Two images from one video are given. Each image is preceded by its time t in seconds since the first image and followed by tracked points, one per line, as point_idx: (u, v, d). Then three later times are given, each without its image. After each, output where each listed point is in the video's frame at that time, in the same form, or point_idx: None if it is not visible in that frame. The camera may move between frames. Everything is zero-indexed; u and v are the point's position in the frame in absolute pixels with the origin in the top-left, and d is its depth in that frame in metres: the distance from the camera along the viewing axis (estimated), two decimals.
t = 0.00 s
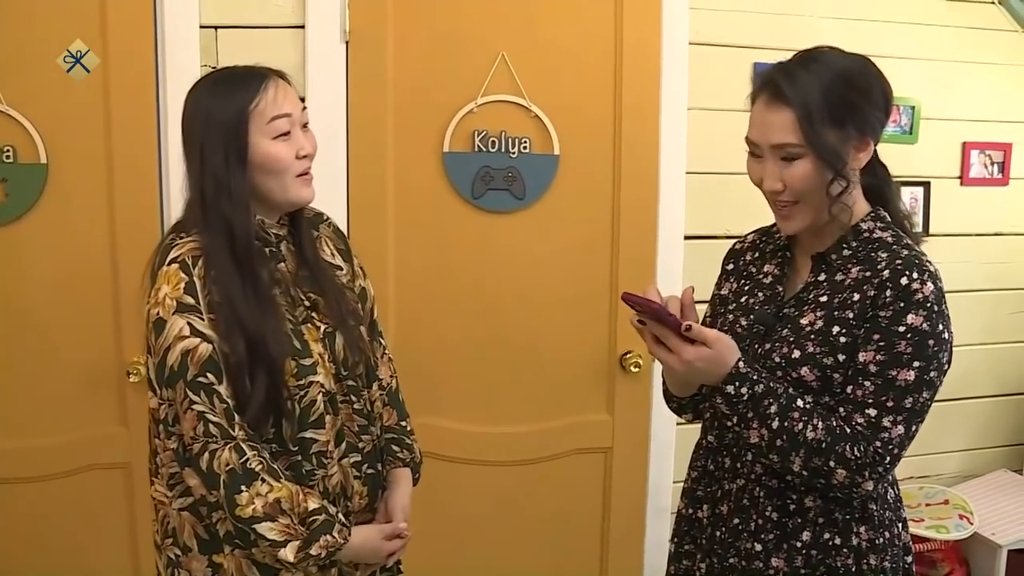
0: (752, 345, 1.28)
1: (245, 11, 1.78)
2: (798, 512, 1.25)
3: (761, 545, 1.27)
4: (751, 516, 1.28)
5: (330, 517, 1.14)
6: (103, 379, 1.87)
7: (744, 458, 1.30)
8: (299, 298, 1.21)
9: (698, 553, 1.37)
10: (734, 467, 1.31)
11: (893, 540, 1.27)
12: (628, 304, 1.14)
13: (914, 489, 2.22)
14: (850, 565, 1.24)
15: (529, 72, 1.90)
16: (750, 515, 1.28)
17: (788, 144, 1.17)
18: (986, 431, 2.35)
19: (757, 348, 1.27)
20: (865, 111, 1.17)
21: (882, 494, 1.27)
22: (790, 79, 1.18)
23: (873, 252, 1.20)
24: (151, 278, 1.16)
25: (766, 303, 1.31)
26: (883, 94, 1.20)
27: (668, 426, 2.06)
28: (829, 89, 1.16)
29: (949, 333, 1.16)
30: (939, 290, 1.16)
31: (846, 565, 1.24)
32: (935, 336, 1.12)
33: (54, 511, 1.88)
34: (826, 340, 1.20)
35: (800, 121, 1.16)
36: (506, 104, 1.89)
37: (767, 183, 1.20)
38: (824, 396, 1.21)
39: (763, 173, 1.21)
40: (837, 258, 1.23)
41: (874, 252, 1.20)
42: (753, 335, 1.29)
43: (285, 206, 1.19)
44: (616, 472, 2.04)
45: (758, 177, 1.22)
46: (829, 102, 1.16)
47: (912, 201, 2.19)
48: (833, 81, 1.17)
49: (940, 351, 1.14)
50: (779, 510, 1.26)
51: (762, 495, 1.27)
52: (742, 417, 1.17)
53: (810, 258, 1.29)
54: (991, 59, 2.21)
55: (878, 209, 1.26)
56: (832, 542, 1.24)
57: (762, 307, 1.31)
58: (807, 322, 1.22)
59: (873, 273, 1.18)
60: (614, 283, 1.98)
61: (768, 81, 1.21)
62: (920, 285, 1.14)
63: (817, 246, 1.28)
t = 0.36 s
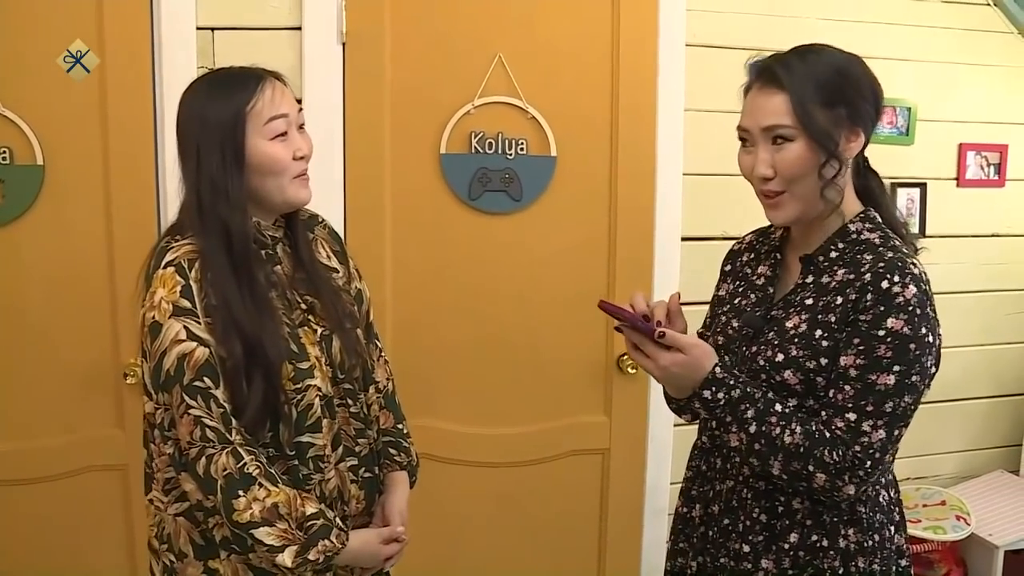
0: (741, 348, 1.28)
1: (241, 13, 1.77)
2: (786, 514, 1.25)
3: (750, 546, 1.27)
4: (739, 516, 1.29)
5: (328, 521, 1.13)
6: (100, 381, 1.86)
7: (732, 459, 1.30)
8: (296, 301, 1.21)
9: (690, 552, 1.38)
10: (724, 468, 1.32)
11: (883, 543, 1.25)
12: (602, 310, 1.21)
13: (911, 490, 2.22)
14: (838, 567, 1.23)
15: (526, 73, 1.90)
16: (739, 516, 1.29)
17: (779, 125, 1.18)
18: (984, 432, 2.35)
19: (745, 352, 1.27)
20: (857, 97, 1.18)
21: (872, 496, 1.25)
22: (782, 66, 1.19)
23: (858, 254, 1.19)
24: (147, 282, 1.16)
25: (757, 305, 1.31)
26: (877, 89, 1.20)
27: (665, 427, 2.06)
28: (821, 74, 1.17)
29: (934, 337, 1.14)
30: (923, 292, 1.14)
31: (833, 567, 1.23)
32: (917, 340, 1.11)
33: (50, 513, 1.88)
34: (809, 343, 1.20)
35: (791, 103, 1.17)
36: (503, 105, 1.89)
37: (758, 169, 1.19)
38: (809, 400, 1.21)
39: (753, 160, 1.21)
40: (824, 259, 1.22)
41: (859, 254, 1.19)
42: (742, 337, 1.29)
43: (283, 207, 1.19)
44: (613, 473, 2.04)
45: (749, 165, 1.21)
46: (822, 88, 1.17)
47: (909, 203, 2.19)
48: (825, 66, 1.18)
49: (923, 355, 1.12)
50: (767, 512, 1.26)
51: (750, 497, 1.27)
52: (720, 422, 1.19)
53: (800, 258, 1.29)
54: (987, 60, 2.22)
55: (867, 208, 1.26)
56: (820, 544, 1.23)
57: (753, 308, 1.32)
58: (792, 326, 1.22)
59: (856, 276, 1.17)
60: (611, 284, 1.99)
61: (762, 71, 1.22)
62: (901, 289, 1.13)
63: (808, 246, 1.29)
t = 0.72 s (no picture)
0: (735, 349, 1.28)
1: (240, 14, 1.77)
2: (779, 514, 1.24)
3: (744, 545, 1.27)
4: (734, 516, 1.29)
5: (327, 526, 1.13)
6: (99, 382, 1.86)
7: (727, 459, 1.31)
8: (296, 304, 1.21)
9: (688, 552, 1.38)
10: (719, 468, 1.32)
11: (878, 543, 1.24)
12: (591, 313, 1.24)
13: (910, 491, 2.23)
14: (831, 568, 1.22)
15: (525, 74, 1.90)
16: (734, 516, 1.29)
17: (766, 126, 1.18)
18: (982, 433, 2.35)
19: (739, 352, 1.27)
20: (842, 96, 1.18)
21: (868, 496, 1.24)
22: (766, 69, 1.20)
23: (850, 254, 1.18)
24: (146, 285, 1.16)
25: (752, 307, 1.31)
26: (863, 89, 1.21)
27: (664, 428, 2.06)
28: (805, 74, 1.17)
29: (924, 337, 1.13)
30: (912, 292, 1.13)
31: (826, 567, 1.22)
32: (906, 339, 1.10)
33: (48, 514, 1.88)
34: (800, 344, 1.19)
35: (776, 104, 1.17)
36: (502, 106, 1.89)
37: (748, 171, 1.19)
38: (801, 400, 1.21)
39: (743, 163, 1.21)
40: (816, 260, 1.22)
41: (851, 254, 1.18)
42: (736, 339, 1.29)
43: (283, 208, 1.19)
44: (611, 475, 2.04)
45: (739, 168, 1.21)
46: (808, 89, 1.17)
47: (907, 205, 2.20)
48: (806, 65, 1.18)
49: (913, 355, 1.12)
50: (761, 512, 1.26)
51: (744, 497, 1.27)
52: (711, 422, 1.20)
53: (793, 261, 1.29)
54: (985, 62, 2.22)
55: (860, 209, 1.25)
56: (813, 544, 1.23)
57: (747, 310, 1.31)
58: (783, 326, 1.22)
59: (846, 276, 1.17)
60: (609, 286, 1.99)
61: (747, 76, 1.22)
62: (890, 289, 1.12)
63: (802, 248, 1.29)
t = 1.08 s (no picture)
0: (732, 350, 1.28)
1: (239, 14, 1.77)
2: (777, 514, 1.24)
3: (742, 545, 1.27)
4: (732, 515, 1.29)
5: (330, 528, 1.13)
6: (97, 383, 1.86)
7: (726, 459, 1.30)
8: (298, 305, 1.21)
9: (687, 552, 1.38)
10: (717, 468, 1.32)
11: (876, 543, 1.24)
12: (588, 313, 1.24)
13: (909, 492, 2.23)
14: (829, 567, 1.23)
15: (524, 75, 1.90)
16: (731, 516, 1.29)
17: (748, 131, 1.19)
18: (981, 433, 2.36)
19: (737, 352, 1.27)
20: (830, 103, 1.17)
21: (865, 496, 1.24)
22: (754, 71, 1.20)
23: (845, 254, 1.18)
24: (149, 285, 1.15)
25: (750, 307, 1.31)
26: (856, 95, 1.19)
27: (663, 429, 2.06)
28: (789, 80, 1.17)
29: (920, 336, 1.13)
30: (908, 291, 1.13)
31: (823, 566, 1.23)
32: (901, 338, 1.10)
33: (47, 515, 1.87)
34: (796, 344, 1.19)
35: (757, 110, 1.18)
36: (501, 107, 1.89)
37: (733, 171, 1.22)
38: (797, 400, 1.21)
39: (732, 163, 1.23)
40: (812, 260, 1.22)
41: (847, 254, 1.18)
42: (733, 339, 1.29)
43: (286, 209, 1.19)
44: (610, 476, 2.04)
45: (730, 167, 1.24)
46: (793, 96, 1.17)
47: (906, 205, 2.20)
48: (791, 70, 1.18)
49: (908, 354, 1.11)
50: (759, 512, 1.25)
51: (742, 496, 1.27)
52: (707, 421, 1.19)
53: (789, 261, 1.29)
54: (983, 64, 2.22)
55: (857, 209, 1.24)
56: (811, 544, 1.23)
57: (744, 310, 1.32)
58: (780, 326, 1.22)
59: (842, 275, 1.17)
60: (608, 286, 1.99)
61: (742, 76, 1.23)
62: (885, 289, 1.12)
63: (797, 248, 1.29)
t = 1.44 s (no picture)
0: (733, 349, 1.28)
1: (238, 15, 1.77)
2: (777, 512, 1.24)
3: (742, 543, 1.27)
4: (732, 514, 1.29)
5: (329, 528, 1.13)
6: (96, 383, 1.86)
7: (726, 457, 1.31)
8: (296, 306, 1.21)
9: (687, 550, 1.38)
10: (718, 466, 1.32)
11: (875, 543, 1.24)
12: (590, 308, 1.25)
13: (908, 492, 2.23)
14: (829, 566, 1.23)
15: (522, 76, 1.90)
16: (732, 514, 1.29)
17: (754, 133, 1.18)
18: (980, 434, 2.36)
19: (738, 351, 1.27)
20: (835, 104, 1.17)
21: (865, 495, 1.24)
22: (759, 74, 1.20)
23: (848, 254, 1.18)
24: (147, 287, 1.15)
25: (751, 307, 1.31)
26: (860, 97, 1.19)
27: (662, 430, 2.06)
28: (795, 81, 1.17)
29: (920, 336, 1.13)
30: (908, 291, 1.13)
31: (823, 565, 1.22)
32: (902, 337, 1.10)
33: (46, 516, 1.87)
34: (797, 343, 1.19)
35: (763, 111, 1.18)
36: (500, 108, 1.89)
37: (738, 173, 1.21)
38: (798, 399, 1.20)
39: (736, 165, 1.22)
40: (815, 260, 1.21)
41: (849, 254, 1.18)
42: (735, 338, 1.30)
43: (282, 220, 1.19)
44: (609, 476, 2.04)
45: (734, 170, 1.23)
46: (799, 97, 1.16)
47: (905, 206, 2.20)
48: (798, 72, 1.17)
49: (909, 353, 1.12)
50: (760, 510, 1.25)
51: (742, 494, 1.27)
52: (707, 418, 1.20)
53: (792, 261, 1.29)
54: (980, 64, 2.22)
55: (859, 210, 1.24)
56: (811, 542, 1.23)
57: (747, 309, 1.32)
58: (781, 325, 1.22)
59: (843, 275, 1.17)
60: (607, 287, 1.99)
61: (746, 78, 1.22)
62: (886, 288, 1.12)
63: (800, 249, 1.29)
